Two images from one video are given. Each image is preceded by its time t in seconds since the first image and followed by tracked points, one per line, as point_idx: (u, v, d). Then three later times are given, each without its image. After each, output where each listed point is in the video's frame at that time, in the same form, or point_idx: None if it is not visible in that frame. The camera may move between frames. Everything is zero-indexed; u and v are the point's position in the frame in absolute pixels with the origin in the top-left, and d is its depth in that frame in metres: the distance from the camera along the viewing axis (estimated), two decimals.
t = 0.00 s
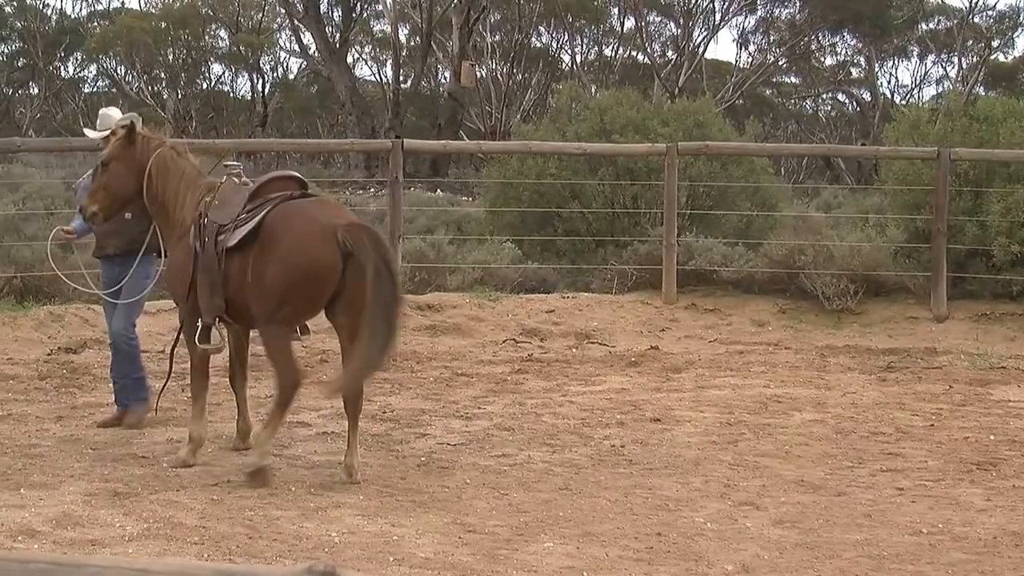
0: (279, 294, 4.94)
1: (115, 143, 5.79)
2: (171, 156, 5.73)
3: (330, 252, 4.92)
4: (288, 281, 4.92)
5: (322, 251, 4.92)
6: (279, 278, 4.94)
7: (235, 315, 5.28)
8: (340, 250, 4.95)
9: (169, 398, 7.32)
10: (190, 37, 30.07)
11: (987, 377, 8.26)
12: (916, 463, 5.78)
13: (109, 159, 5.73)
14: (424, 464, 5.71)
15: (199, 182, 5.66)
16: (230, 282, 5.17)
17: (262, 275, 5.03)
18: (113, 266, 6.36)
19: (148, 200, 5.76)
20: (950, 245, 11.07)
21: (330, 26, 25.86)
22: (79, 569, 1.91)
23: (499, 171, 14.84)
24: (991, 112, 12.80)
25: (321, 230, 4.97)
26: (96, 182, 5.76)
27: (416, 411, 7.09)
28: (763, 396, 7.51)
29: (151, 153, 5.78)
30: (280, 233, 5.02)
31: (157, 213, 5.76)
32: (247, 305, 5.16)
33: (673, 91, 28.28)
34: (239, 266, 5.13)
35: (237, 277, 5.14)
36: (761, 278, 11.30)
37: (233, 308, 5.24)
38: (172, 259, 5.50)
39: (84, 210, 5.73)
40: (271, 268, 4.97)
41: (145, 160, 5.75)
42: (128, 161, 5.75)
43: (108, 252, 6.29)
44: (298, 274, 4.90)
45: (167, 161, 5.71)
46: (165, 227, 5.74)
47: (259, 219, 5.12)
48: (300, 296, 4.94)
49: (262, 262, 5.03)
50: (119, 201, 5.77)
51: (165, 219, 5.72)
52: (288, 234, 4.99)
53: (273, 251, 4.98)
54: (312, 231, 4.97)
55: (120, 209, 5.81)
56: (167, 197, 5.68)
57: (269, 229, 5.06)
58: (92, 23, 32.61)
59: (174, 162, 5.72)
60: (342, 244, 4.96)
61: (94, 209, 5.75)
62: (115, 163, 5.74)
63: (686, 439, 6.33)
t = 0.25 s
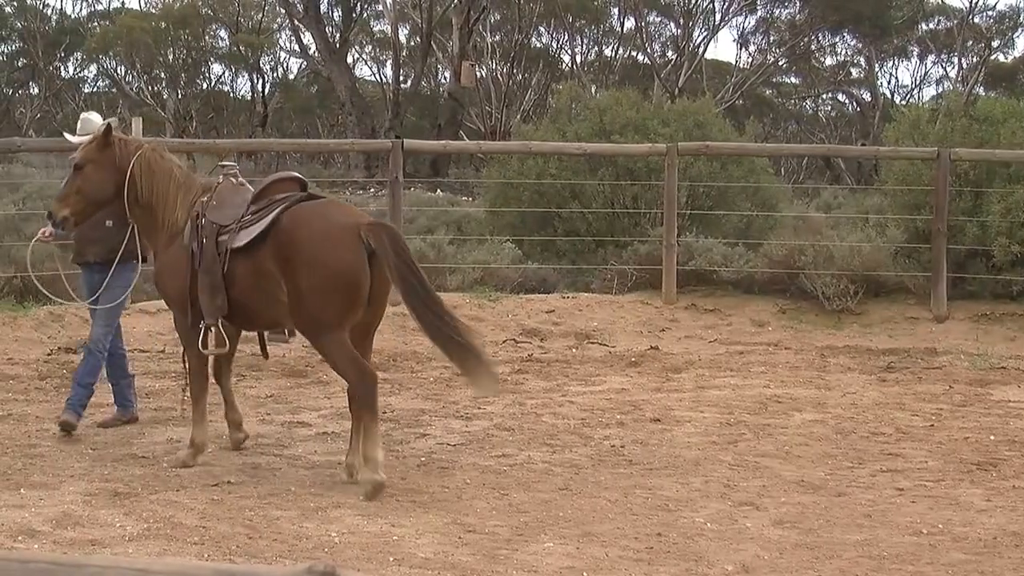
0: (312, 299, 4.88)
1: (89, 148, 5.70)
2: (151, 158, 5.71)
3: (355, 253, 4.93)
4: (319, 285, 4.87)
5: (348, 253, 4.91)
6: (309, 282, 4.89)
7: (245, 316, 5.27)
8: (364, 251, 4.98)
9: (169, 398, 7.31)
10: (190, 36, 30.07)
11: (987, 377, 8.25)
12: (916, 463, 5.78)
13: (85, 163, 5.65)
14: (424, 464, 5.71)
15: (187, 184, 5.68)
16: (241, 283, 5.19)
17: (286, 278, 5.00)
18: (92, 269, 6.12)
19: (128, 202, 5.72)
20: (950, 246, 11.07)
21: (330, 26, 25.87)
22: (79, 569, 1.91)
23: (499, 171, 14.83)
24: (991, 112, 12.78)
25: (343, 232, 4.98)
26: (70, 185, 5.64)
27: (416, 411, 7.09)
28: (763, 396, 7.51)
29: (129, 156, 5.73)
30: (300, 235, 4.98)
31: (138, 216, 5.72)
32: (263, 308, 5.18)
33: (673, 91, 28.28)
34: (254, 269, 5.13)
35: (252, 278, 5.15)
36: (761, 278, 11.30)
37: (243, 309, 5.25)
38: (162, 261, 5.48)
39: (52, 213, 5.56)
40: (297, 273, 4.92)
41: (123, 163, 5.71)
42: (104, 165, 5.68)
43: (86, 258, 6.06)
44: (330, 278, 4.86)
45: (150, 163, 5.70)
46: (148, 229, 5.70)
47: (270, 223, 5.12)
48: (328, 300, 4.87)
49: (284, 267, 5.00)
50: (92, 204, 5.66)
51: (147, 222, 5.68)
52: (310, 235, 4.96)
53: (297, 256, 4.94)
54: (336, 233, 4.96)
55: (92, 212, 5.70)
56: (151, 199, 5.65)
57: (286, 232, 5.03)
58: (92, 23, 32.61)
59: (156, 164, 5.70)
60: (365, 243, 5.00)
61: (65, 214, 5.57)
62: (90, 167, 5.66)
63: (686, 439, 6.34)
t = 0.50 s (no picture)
0: (329, 298, 4.90)
1: (85, 143, 5.63)
2: (150, 155, 5.68)
3: (371, 252, 4.95)
4: (336, 284, 4.88)
5: (366, 253, 4.93)
6: (325, 282, 4.90)
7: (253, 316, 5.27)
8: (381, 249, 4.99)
9: (169, 398, 7.32)
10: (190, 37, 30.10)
11: (987, 377, 8.26)
12: (915, 463, 5.79)
13: (82, 158, 5.58)
14: (424, 464, 5.72)
15: (187, 182, 5.67)
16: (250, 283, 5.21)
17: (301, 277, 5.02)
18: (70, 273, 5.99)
19: (125, 199, 5.68)
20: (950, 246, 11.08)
21: (330, 26, 25.89)
22: (80, 568, 1.91)
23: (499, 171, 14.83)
24: (990, 111, 12.77)
25: (360, 231, 4.99)
26: (65, 180, 5.56)
27: (416, 411, 7.10)
28: (763, 396, 7.52)
29: (126, 152, 5.69)
30: (316, 234, 4.99)
31: (134, 213, 5.68)
32: (274, 309, 5.21)
33: (673, 91, 28.30)
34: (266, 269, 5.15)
35: (263, 278, 5.17)
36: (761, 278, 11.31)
37: (249, 308, 5.26)
38: (162, 259, 5.46)
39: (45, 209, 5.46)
40: (314, 272, 4.93)
41: (120, 158, 5.66)
42: (100, 160, 5.62)
43: (65, 261, 5.93)
44: (347, 278, 4.87)
45: (148, 160, 5.67)
46: (144, 226, 5.66)
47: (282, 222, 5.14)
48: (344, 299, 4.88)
49: (300, 266, 5.01)
50: (87, 201, 5.59)
51: (144, 218, 5.64)
52: (326, 234, 4.97)
53: (314, 254, 4.95)
54: (354, 232, 4.98)
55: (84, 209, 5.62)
56: (149, 197, 5.62)
57: (301, 230, 5.05)
58: (93, 22, 32.63)
59: (155, 161, 5.67)
60: (383, 241, 5.00)
61: (60, 210, 5.47)
62: (87, 163, 5.59)
63: (686, 438, 6.35)
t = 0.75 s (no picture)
0: (346, 298, 4.90)
1: (88, 146, 5.61)
2: (154, 157, 5.66)
3: (390, 252, 4.95)
4: (354, 283, 4.89)
5: (384, 252, 4.93)
6: (341, 283, 4.91)
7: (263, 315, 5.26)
8: (400, 250, 4.99)
9: (170, 398, 7.32)
10: (191, 36, 30.11)
11: (987, 377, 8.26)
12: (915, 463, 5.79)
13: (86, 161, 5.56)
14: (423, 463, 5.72)
15: (193, 184, 5.65)
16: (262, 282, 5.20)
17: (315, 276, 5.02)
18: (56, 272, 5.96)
19: (129, 200, 5.66)
20: (950, 246, 11.08)
21: (331, 26, 25.90)
22: (82, 567, 1.91)
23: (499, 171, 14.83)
24: (990, 112, 12.76)
25: (377, 231, 5.00)
26: (69, 183, 5.53)
27: (416, 411, 7.10)
28: (763, 396, 7.52)
29: (130, 154, 5.67)
30: (333, 233, 5.00)
31: (139, 215, 5.66)
32: (285, 309, 5.19)
33: (673, 91, 28.29)
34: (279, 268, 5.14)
35: (275, 277, 5.16)
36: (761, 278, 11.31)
37: (260, 308, 5.24)
38: (169, 260, 5.44)
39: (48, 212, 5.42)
40: (330, 271, 4.93)
41: (125, 160, 5.64)
42: (105, 163, 5.61)
43: (54, 260, 5.90)
44: (365, 279, 4.88)
45: (153, 162, 5.65)
46: (148, 228, 5.65)
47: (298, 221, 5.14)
48: (359, 298, 4.90)
49: (316, 265, 5.01)
50: (91, 203, 5.57)
51: (150, 220, 5.62)
52: (343, 233, 4.98)
53: (330, 253, 4.95)
54: (371, 232, 4.98)
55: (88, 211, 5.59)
56: (155, 198, 5.60)
57: (318, 229, 5.05)
58: (93, 23, 32.64)
59: (159, 162, 5.66)
60: (400, 241, 5.02)
61: (64, 213, 5.43)
62: (90, 166, 5.57)
63: (686, 438, 6.35)
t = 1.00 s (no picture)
0: (359, 297, 4.90)
1: (92, 151, 5.55)
2: (161, 159, 5.65)
3: (407, 252, 4.98)
4: (369, 281, 4.89)
5: (401, 251, 4.96)
6: (355, 282, 4.91)
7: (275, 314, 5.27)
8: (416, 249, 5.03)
9: (170, 398, 7.33)
10: (191, 36, 30.11)
11: (987, 377, 8.26)
12: (915, 463, 5.79)
13: (91, 167, 5.51)
14: (423, 463, 5.72)
15: (200, 185, 5.69)
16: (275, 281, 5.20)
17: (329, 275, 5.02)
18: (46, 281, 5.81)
19: (136, 204, 5.62)
20: (950, 246, 11.08)
21: (331, 26, 25.89)
22: (81, 567, 1.91)
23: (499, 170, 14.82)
24: (990, 111, 12.74)
25: (395, 231, 5.02)
26: (74, 189, 5.46)
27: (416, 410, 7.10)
28: (763, 396, 7.51)
29: (136, 158, 5.63)
30: (350, 231, 5.01)
31: (146, 218, 5.64)
32: (299, 306, 5.21)
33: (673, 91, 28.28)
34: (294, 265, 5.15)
35: (290, 275, 5.16)
36: (761, 278, 11.32)
37: (274, 307, 5.25)
38: (179, 263, 5.42)
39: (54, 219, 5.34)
40: (345, 268, 4.94)
41: (130, 164, 5.60)
42: (110, 167, 5.56)
43: (47, 268, 5.74)
44: (381, 277, 4.89)
45: (160, 165, 5.64)
46: (155, 231, 5.63)
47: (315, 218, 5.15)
48: (372, 298, 4.90)
49: (331, 262, 5.02)
50: (97, 208, 5.52)
51: (157, 224, 5.61)
52: (359, 231, 4.99)
53: (346, 250, 4.96)
54: (388, 230, 5.00)
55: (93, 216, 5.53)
56: (163, 202, 5.60)
57: (334, 228, 5.06)
58: (93, 22, 32.62)
59: (165, 164, 5.65)
60: (417, 241, 5.05)
61: (71, 219, 5.37)
62: (95, 172, 5.52)
63: (686, 438, 6.35)
